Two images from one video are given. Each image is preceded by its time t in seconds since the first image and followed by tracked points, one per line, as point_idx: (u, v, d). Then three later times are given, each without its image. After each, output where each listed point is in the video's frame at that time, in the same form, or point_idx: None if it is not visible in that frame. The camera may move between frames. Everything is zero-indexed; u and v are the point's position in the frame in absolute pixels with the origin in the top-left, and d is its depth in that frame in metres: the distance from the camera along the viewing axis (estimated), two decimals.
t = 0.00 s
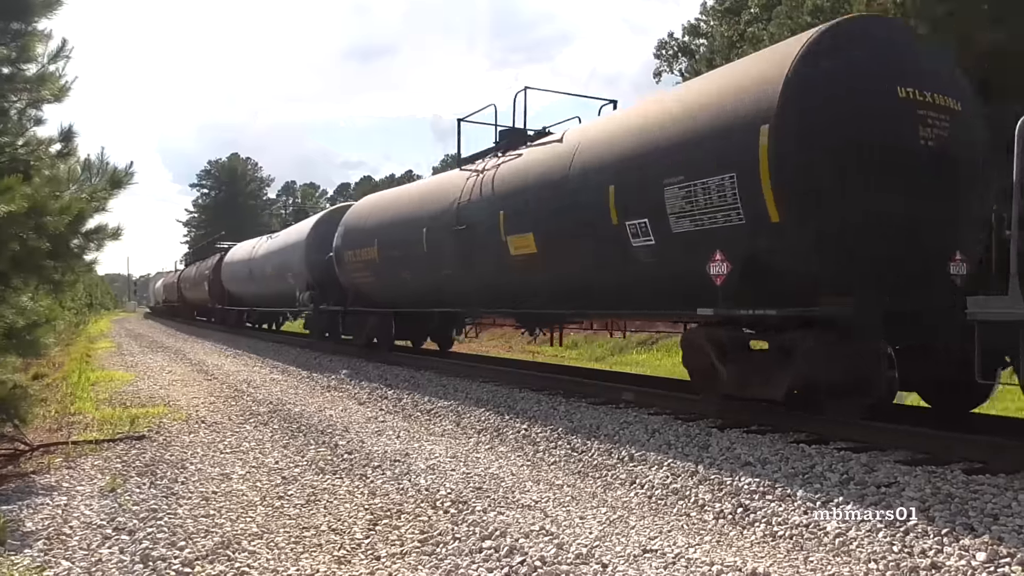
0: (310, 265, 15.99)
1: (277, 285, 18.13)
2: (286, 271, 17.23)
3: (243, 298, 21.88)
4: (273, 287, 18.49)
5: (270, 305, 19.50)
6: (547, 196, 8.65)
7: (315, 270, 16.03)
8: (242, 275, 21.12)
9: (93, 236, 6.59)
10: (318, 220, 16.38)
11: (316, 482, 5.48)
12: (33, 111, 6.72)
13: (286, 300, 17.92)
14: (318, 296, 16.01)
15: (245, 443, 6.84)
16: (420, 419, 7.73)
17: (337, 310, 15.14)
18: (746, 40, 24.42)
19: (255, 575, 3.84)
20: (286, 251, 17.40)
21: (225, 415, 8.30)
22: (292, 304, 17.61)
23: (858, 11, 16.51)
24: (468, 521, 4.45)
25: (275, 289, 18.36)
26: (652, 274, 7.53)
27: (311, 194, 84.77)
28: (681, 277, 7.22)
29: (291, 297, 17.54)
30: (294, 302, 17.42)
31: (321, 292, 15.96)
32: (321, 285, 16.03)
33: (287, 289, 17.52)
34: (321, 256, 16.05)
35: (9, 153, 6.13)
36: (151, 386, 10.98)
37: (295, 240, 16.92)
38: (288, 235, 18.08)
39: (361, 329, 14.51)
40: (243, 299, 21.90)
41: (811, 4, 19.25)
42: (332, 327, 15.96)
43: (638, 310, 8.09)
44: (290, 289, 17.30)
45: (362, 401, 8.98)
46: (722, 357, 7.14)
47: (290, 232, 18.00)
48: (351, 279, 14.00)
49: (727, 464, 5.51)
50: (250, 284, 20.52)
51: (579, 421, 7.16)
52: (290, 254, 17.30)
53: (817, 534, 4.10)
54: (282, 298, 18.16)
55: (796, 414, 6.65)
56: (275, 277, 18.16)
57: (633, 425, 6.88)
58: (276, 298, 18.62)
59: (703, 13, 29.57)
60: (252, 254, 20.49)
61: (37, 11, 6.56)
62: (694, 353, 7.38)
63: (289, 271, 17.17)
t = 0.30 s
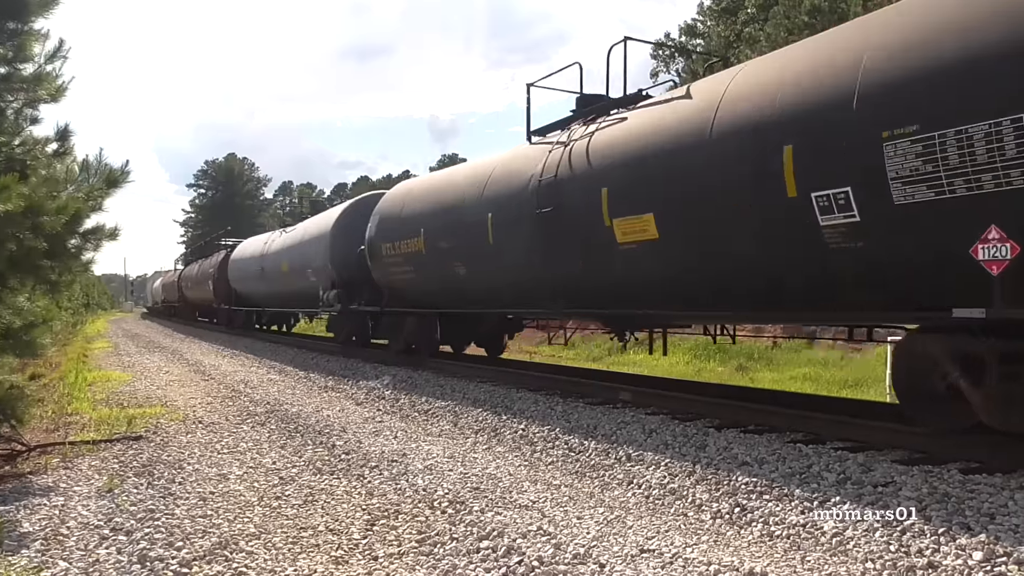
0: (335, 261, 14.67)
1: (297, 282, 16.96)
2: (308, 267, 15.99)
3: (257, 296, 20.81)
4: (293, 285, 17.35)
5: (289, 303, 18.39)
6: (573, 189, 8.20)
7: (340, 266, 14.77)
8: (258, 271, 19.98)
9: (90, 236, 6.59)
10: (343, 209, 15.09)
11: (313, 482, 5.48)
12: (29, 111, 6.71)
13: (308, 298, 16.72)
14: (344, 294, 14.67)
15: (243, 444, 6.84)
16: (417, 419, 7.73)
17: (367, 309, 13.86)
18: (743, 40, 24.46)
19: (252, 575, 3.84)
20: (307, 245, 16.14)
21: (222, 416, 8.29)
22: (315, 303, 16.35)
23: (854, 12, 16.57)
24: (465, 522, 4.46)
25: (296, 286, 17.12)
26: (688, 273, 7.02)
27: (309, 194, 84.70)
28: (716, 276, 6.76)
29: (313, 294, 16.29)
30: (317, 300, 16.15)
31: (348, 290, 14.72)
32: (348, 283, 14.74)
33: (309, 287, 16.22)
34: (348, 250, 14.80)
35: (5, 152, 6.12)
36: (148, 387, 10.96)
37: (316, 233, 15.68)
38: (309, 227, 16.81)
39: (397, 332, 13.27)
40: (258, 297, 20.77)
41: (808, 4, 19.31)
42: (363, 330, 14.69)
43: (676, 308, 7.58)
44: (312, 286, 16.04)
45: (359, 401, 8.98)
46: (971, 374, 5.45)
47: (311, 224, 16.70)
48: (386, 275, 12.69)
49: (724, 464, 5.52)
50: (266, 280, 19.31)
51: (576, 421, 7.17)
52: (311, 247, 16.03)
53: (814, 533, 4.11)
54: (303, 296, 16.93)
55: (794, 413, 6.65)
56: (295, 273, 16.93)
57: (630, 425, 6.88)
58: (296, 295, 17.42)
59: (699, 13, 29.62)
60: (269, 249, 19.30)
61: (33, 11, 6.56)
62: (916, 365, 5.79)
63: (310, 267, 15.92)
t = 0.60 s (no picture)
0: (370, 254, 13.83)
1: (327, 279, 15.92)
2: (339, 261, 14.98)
3: (274, 294, 19.83)
4: (321, 281, 16.33)
5: (313, 301, 17.39)
6: (576, 186, 8.21)
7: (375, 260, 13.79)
8: (277, 267, 18.98)
9: (89, 235, 6.59)
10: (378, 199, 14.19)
11: (312, 482, 5.49)
12: (27, 110, 6.70)
13: (338, 296, 15.70)
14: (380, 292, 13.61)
15: (241, 443, 6.84)
16: (415, 419, 7.74)
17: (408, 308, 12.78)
18: (742, 39, 24.47)
19: (250, 575, 3.84)
20: (338, 238, 15.15)
21: (220, 415, 8.29)
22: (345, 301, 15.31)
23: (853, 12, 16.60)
24: (463, 522, 4.46)
25: (324, 283, 16.12)
26: (690, 272, 7.06)
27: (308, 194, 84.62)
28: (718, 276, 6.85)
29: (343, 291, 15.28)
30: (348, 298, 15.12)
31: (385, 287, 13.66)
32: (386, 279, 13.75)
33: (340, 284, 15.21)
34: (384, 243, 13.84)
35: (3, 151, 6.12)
36: (146, 386, 10.94)
37: (348, 225, 14.73)
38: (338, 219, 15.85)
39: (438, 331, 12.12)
40: (275, 295, 19.79)
41: (807, 4, 19.32)
42: (396, 331, 13.47)
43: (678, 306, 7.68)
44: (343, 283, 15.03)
45: (357, 401, 8.98)
46: None
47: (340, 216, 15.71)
48: (431, 270, 11.58)
49: (721, 464, 5.52)
50: (288, 276, 18.30)
51: (574, 421, 7.17)
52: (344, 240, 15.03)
53: (811, 533, 4.12)
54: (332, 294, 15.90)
55: (793, 412, 6.66)
56: (323, 269, 15.94)
57: (628, 425, 6.89)
58: (324, 293, 16.40)
59: (698, 13, 29.63)
60: (292, 243, 18.31)
61: (31, 11, 6.56)
62: None
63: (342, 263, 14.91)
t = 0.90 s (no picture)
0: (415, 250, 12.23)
1: (360, 275, 14.21)
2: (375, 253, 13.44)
3: (293, 292, 18.46)
4: (351, 278, 14.74)
5: (342, 300, 15.93)
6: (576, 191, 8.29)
7: (417, 254, 12.22)
8: (297, 263, 17.55)
9: (86, 235, 6.57)
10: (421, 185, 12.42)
11: (309, 483, 5.48)
12: (22, 109, 6.68)
13: (374, 296, 14.21)
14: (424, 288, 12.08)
15: (237, 444, 6.83)
16: (412, 419, 7.73)
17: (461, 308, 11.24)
18: (738, 39, 24.47)
19: (248, 575, 3.84)
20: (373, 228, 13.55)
21: (217, 416, 8.28)
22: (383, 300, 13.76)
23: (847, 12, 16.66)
24: (461, 522, 4.46)
25: (354, 280, 14.61)
26: (699, 270, 7.10)
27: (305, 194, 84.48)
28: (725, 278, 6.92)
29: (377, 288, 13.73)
30: (384, 297, 13.55)
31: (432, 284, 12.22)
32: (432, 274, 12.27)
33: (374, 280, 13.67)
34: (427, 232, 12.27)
35: None
36: (143, 386, 10.92)
37: (384, 213, 13.22)
38: (371, 206, 14.28)
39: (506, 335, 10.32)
40: (293, 293, 18.37)
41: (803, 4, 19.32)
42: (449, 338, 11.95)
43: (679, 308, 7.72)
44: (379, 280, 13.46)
45: (355, 401, 8.97)
46: None
47: (373, 202, 14.16)
48: (496, 263, 10.00)
49: (719, 464, 5.53)
50: (311, 272, 16.82)
51: (571, 421, 7.18)
52: (381, 229, 13.19)
53: (808, 532, 4.13)
54: (367, 292, 14.40)
55: (791, 412, 6.67)
56: (354, 263, 14.40)
57: (625, 425, 6.89)
58: (354, 291, 14.92)
59: (694, 13, 29.62)
60: (316, 236, 16.79)
61: (28, 10, 6.55)
62: None
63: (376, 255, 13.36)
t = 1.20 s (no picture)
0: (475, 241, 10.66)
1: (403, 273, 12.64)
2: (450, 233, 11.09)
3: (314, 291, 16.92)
4: (389, 275, 13.13)
5: (374, 298, 14.32)
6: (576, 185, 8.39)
7: (485, 247, 10.62)
8: (320, 258, 16.01)
9: (84, 234, 6.57)
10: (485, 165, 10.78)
11: (307, 483, 5.48)
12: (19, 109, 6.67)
13: (417, 296, 12.63)
14: (496, 285, 10.44)
15: (235, 444, 6.83)
16: (410, 419, 7.72)
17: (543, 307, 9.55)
18: (736, 40, 24.47)
19: (246, 575, 3.83)
20: (422, 218, 11.87)
21: (215, 416, 8.27)
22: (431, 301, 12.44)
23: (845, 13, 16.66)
24: (459, 522, 4.46)
25: (393, 277, 13.07)
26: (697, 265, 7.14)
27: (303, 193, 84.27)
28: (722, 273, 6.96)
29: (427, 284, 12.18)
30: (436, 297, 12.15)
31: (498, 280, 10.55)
32: (504, 271, 10.55)
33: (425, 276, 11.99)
34: (494, 219, 10.65)
35: None
36: (140, 387, 10.90)
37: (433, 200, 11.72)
38: (431, 188, 11.99)
39: (597, 349, 8.89)
40: (314, 291, 16.85)
41: (800, 5, 19.31)
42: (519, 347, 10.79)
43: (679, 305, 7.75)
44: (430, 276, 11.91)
45: (353, 401, 8.96)
46: None
47: (421, 186, 12.54)
48: (597, 254, 8.30)
49: (717, 464, 5.53)
50: (337, 265, 15.16)
51: (569, 421, 7.17)
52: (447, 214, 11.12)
53: (806, 532, 4.14)
54: (421, 289, 12.35)
55: (789, 412, 6.68)
56: (405, 254, 12.40)
57: (623, 425, 6.89)
58: (389, 287, 13.37)
59: (692, 13, 29.58)
60: (348, 225, 14.99)
61: (25, 11, 6.55)
62: None
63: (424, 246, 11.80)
